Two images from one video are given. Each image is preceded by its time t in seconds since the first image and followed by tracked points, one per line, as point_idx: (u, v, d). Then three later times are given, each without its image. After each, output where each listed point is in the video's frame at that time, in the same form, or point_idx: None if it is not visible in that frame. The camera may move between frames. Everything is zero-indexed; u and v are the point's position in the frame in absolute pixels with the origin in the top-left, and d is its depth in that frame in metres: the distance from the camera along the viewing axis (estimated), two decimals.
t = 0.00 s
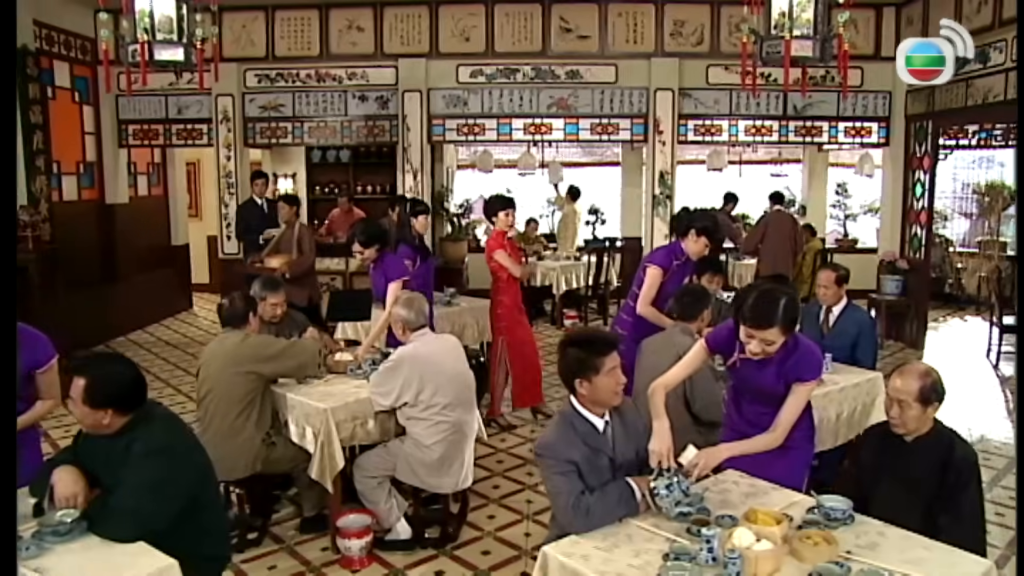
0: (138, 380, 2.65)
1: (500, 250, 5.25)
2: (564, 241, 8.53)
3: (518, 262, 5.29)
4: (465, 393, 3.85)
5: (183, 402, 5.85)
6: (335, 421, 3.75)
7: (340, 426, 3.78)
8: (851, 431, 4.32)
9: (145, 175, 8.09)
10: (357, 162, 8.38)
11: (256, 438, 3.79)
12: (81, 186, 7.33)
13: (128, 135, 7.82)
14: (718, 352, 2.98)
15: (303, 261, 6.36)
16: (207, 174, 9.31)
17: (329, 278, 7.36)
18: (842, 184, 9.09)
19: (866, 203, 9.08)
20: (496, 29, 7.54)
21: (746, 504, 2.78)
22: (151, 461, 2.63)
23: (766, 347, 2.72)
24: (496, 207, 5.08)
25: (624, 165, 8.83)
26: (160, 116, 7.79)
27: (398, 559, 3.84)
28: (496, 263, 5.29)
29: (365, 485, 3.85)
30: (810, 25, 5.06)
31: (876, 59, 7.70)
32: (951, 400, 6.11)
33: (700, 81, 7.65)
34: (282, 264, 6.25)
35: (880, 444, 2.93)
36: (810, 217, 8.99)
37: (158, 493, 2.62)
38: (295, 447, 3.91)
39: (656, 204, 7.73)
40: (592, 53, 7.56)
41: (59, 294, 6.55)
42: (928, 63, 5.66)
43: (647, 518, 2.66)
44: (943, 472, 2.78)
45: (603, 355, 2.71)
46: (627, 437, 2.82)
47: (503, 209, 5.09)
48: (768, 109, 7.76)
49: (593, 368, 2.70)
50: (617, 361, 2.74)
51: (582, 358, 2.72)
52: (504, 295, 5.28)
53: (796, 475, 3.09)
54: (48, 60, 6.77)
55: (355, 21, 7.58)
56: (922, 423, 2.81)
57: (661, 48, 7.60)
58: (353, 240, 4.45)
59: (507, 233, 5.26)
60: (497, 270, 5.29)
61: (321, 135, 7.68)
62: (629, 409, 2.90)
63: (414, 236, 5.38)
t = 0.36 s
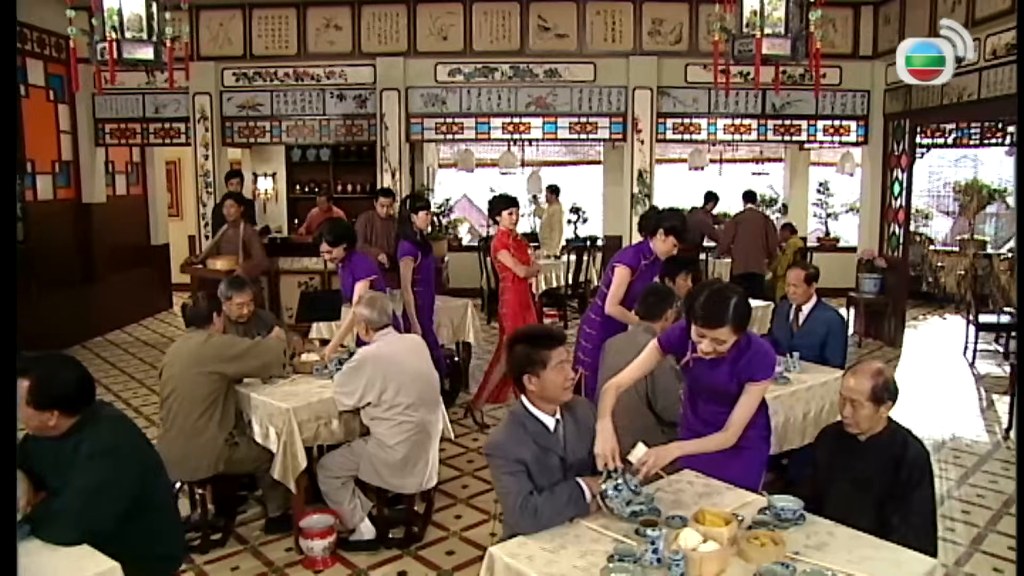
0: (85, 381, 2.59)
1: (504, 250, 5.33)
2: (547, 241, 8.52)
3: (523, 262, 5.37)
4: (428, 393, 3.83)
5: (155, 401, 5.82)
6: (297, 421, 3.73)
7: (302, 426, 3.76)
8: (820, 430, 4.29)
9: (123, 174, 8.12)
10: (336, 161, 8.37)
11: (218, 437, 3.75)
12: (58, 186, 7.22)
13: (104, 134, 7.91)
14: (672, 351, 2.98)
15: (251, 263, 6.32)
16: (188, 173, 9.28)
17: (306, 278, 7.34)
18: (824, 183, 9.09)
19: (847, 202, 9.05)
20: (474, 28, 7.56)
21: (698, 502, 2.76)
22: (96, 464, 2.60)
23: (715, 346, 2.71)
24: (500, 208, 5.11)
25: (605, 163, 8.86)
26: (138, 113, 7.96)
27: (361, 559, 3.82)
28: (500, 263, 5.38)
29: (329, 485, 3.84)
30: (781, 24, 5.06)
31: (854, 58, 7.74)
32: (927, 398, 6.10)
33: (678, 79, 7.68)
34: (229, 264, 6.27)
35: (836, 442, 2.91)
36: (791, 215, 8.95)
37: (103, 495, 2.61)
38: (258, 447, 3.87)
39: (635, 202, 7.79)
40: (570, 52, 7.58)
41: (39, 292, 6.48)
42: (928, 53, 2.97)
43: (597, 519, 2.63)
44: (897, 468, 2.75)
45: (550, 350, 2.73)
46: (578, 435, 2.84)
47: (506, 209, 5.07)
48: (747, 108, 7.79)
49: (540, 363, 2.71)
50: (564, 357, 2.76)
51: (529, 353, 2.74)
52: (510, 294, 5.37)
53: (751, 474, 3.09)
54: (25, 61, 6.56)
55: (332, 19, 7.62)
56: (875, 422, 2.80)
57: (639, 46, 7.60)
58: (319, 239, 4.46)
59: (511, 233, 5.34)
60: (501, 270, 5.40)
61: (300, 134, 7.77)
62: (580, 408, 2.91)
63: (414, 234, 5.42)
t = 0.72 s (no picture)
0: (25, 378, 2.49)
1: (502, 246, 5.18)
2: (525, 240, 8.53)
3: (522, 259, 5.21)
4: (387, 393, 3.81)
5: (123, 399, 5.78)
6: (256, 421, 3.71)
7: (261, 426, 3.74)
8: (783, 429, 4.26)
9: (96, 172, 8.11)
10: (312, 160, 8.34)
11: (177, 438, 3.70)
12: (27, 183, 7.21)
13: (77, 132, 7.91)
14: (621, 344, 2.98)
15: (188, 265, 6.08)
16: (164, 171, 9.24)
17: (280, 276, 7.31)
18: (801, 181, 9.10)
19: (824, 200, 9.08)
20: (449, 26, 7.58)
21: (647, 501, 2.74)
22: (33, 463, 2.51)
23: (662, 332, 2.70)
24: (497, 204, 5.02)
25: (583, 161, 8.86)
26: (111, 112, 7.94)
27: (320, 561, 3.79)
28: (497, 260, 5.21)
29: (289, 485, 3.81)
30: (749, 21, 5.03)
31: (828, 56, 7.76)
32: (899, 396, 6.10)
33: (653, 77, 7.73)
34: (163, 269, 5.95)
35: (785, 440, 2.87)
36: (769, 213, 8.97)
37: (42, 494, 2.53)
38: (218, 447, 3.81)
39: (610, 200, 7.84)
40: (545, 50, 7.61)
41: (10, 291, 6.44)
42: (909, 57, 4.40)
43: (544, 519, 2.61)
44: (845, 467, 2.72)
45: (501, 354, 2.72)
46: (528, 436, 2.82)
47: (504, 206, 4.98)
48: (722, 106, 7.84)
49: (492, 368, 2.70)
50: (515, 359, 2.74)
51: (480, 358, 2.71)
52: (506, 292, 5.18)
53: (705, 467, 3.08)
54: None
55: (306, 17, 7.62)
56: (823, 421, 2.76)
57: (614, 44, 7.63)
58: (281, 239, 4.48)
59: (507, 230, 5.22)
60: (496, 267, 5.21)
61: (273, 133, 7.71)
62: (530, 407, 2.90)
63: (412, 234, 5.42)
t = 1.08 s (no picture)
0: None
1: (499, 250, 5.06)
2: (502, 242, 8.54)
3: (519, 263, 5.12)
4: (345, 396, 3.78)
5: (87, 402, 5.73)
6: (212, 424, 3.68)
7: (217, 429, 3.71)
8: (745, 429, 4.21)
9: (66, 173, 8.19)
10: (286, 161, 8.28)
11: (129, 446, 3.61)
12: None
13: (45, 133, 7.95)
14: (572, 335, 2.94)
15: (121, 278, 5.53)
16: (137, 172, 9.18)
17: (252, 277, 7.28)
18: (777, 181, 9.13)
19: (800, 200, 9.12)
20: (421, 26, 7.61)
21: (594, 502, 2.71)
22: None
23: (598, 306, 2.66)
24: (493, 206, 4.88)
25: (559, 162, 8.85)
26: (80, 113, 7.90)
27: (277, 565, 3.76)
28: (493, 263, 5.12)
29: (246, 489, 3.77)
30: (715, 20, 5.02)
31: (801, 57, 7.79)
32: (868, 395, 6.13)
33: (626, 78, 7.75)
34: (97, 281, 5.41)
35: (735, 440, 2.81)
36: (744, 213, 8.99)
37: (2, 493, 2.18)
38: (175, 452, 3.76)
39: (584, 201, 7.74)
40: (517, 50, 7.64)
41: None
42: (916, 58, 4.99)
43: (488, 522, 2.59)
44: (794, 468, 2.69)
45: (448, 358, 2.69)
46: (473, 438, 2.82)
47: (498, 210, 4.84)
48: (695, 106, 7.86)
49: (439, 373, 2.68)
50: (463, 365, 2.72)
51: (427, 362, 2.69)
52: (500, 294, 5.09)
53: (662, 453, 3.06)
54: None
55: (278, 18, 7.66)
56: (772, 422, 2.71)
57: (587, 44, 7.66)
58: (239, 243, 4.53)
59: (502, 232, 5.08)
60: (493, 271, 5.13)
61: (246, 133, 7.80)
62: (478, 409, 2.89)
63: (413, 233, 5.32)
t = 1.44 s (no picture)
0: None
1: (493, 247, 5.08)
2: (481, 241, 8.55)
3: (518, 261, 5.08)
4: (305, 397, 3.74)
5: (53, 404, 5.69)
6: (170, 425, 3.64)
7: (176, 431, 3.68)
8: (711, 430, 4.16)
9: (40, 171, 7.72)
10: (263, 160, 8.27)
11: (82, 451, 3.57)
12: None
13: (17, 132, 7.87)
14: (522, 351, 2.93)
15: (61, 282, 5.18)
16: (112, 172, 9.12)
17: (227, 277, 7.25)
18: (757, 180, 9.15)
19: (779, 199, 9.14)
20: (396, 24, 7.60)
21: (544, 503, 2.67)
22: None
23: (538, 317, 2.65)
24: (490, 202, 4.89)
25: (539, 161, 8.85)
26: (51, 111, 7.81)
27: (237, 567, 3.73)
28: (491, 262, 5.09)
29: (206, 490, 3.74)
30: (685, 17, 4.97)
31: (778, 55, 7.77)
32: (841, 394, 6.12)
33: (602, 76, 7.77)
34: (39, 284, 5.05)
35: (688, 441, 2.77)
36: (725, 211, 9.06)
37: None
38: (134, 454, 3.72)
39: (560, 199, 7.83)
40: (493, 48, 7.65)
41: None
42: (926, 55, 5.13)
43: (434, 524, 2.57)
44: (746, 471, 2.65)
45: (402, 363, 2.64)
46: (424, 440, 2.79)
47: (496, 206, 4.84)
48: (672, 104, 7.88)
49: (391, 377, 2.63)
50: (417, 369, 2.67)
51: (379, 364, 2.63)
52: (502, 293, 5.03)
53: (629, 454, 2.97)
54: None
55: (252, 16, 7.63)
56: (721, 425, 2.66)
57: (563, 43, 7.67)
58: (201, 245, 4.50)
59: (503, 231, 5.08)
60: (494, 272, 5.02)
61: (220, 132, 7.79)
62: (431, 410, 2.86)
63: (415, 234, 5.11)
